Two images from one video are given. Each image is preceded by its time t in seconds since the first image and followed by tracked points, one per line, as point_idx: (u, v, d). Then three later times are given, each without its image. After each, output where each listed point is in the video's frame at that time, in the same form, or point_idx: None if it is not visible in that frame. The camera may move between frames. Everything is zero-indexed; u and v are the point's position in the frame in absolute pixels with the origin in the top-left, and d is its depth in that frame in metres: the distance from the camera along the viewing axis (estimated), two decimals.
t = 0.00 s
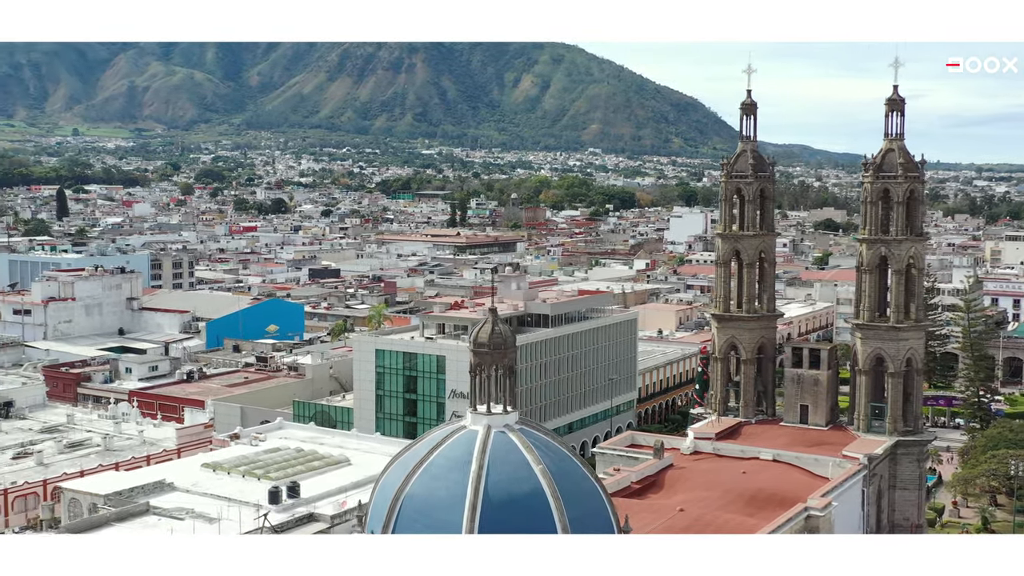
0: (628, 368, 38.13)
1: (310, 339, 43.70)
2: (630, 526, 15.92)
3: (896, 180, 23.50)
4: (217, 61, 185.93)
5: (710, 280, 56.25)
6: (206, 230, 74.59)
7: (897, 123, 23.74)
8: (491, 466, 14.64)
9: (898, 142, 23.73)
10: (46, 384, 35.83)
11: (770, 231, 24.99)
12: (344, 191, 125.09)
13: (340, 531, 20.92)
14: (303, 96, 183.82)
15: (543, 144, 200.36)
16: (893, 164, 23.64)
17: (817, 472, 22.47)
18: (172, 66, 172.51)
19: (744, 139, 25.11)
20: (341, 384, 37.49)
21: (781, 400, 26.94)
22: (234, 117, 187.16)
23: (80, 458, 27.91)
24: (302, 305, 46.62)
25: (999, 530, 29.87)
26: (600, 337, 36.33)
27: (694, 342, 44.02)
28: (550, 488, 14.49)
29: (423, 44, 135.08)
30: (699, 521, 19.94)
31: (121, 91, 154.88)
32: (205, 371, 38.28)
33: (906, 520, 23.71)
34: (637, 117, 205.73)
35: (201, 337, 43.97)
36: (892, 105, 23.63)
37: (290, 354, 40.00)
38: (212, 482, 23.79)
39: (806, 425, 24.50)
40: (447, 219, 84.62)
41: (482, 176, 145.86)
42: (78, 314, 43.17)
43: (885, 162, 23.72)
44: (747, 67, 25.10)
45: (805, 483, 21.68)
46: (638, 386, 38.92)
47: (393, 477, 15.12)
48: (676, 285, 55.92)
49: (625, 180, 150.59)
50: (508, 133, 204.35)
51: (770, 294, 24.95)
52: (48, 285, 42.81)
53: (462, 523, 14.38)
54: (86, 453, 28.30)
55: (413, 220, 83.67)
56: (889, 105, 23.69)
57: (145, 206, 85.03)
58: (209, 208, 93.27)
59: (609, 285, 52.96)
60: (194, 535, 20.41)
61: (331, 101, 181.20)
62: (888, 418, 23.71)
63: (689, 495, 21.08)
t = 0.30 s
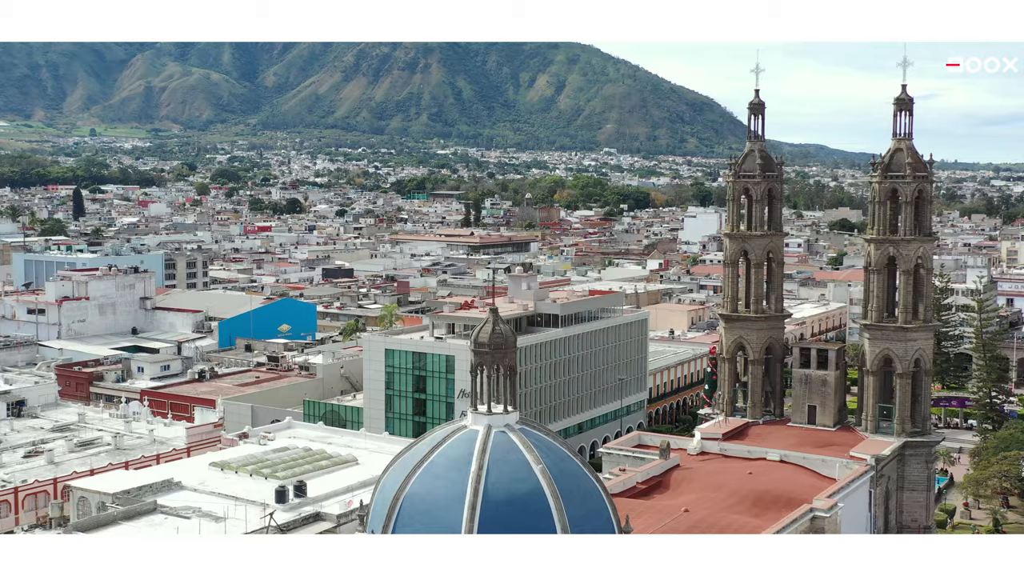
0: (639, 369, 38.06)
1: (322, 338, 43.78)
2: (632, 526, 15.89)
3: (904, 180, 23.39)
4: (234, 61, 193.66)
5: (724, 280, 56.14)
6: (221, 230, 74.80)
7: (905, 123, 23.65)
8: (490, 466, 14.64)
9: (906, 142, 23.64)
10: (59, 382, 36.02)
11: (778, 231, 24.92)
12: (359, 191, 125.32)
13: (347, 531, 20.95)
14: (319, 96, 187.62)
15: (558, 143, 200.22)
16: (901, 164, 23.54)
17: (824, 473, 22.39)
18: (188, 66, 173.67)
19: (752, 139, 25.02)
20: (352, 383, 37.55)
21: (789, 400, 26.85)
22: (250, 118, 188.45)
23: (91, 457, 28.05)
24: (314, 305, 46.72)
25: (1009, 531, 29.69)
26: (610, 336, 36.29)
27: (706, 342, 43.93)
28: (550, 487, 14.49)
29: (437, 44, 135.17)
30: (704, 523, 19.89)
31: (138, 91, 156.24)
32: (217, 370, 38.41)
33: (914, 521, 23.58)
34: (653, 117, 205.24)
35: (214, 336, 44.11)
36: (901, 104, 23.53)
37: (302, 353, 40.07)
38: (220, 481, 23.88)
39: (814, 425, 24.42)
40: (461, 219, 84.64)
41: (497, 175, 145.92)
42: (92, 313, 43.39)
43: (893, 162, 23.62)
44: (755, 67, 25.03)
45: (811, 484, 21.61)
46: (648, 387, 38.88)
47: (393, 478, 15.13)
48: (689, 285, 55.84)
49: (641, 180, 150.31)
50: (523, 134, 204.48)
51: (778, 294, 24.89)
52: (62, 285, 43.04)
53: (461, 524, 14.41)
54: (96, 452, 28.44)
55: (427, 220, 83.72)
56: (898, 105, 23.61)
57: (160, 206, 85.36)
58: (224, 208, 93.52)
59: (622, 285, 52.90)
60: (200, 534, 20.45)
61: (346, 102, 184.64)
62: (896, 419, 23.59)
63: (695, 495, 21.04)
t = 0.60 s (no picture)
0: (649, 369, 38.02)
1: (334, 338, 43.86)
2: (633, 526, 15.90)
3: (912, 179, 23.30)
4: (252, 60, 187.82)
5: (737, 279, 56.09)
6: (236, 230, 75.01)
7: (913, 123, 23.55)
8: (490, 465, 14.67)
9: (915, 142, 23.53)
10: (72, 382, 36.23)
11: (787, 230, 24.87)
12: (374, 191, 125.61)
13: (354, 529, 21.00)
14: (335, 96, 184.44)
15: (574, 143, 200.41)
16: (910, 164, 23.43)
17: (831, 474, 22.33)
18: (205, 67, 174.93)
19: (760, 138, 24.92)
20: (364, 383, 37.66)
21: (797, 401, 26.77)
22: (266, 119, 189.49)
23: (102, 455, 28.20)
24: (327, 304, 46.84)
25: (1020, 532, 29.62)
26: (620, 337, 36.25)
27: (718, 343, 43.84)
28: (550, 487, 14.51)
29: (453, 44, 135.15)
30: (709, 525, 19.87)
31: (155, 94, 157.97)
32: (229, 369, 38.58)
33: (922, 522, 23.51)
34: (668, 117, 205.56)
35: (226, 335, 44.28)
36: (910, 104, 23.44)
37: (314, 353, 40.17)
38: (228, 480, 23.98)
39: (821, 426, 24.36)
40: (475, 219, 84.73)
41: (512, 176, 145.93)
42: (106, 312, 43.63)
43: (901, 162, 23.52)
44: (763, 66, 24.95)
45: (818, 485, 21.54)
46: (659, 387, 38.83)
47: (394, 478, 15.14)
48: (702, 285, 55.77)
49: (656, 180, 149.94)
50: (539, 134, 204.46)
51: (786, 294, 24.83)
52: (76, 284, 43.25)
53: (460, 523, 14.42)
54: (107, 451, 28.60)
55: (442, 220, 83.79)
56: (907, 104, 23.53)
57: (176, 206, 85.68)
58: (239, 208, 93.80)
59: (635, 285, 52.87)
60: (206, 533, 20.55)
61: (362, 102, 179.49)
62: (905, 419, 23.48)
63: (701, 496, 21.00)
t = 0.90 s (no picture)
0: (661, 370, 37.95)
1: (346, 338, 43.97)
2: (634, 527, 15.89)
3: (921, 180, 23.20)
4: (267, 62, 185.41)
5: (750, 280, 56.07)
6: (252, 230, 75.36)
7: (923, 123, 23.44)
8: (490, 465, 14.69)
9: (924, 142, 23.41)
10: (86, 381, 36.44)
11: (795, 231, 24.81)
12: (390, 191, 126.29)
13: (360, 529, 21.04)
14: (351, 96, 188.36)
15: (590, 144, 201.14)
16: (918, 164, 23.35)
17: (838, 475, 22.26)
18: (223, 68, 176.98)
19: (768, 138, 24.85)
20: (375, 383, 37.76)
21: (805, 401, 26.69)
22: (283, 119, 190.50)
23: (112, 454, 28.35)
24: (340, 304, 46.96)
25: None
26: (631, 337, 36.20)
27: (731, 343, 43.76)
28: (549, 487, 14.52)
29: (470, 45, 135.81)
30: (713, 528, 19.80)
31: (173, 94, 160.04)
32: (241, 369, 38.71)
33: (931, 524, 23.39)
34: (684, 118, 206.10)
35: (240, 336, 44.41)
36: (919, 104, 23.34)
37: (326, 353, 40.30)
38: (236, 479, 24.07)
39: (829, 427, 24.28)
40: (490, 219, 85.00)
41: (527, 176, 146.40)
42: (120, 312, 43.85)
43: (910, 162, 23.42)
44: (772, 66, 24.86)
45: (824, 487, 21.48)
46: (671, 388, 38.78)
47: (395, 477, 15.14)
48: (716, 285, 55.74)
49: (671, 181, 150.21)
50: (555, 134, 205.23)
51: (794, 295, 24.75)
52: (90, 284, 43.47)
53: (460, 523, 14.42)
54: (118, 449, 28.74)
55: (457, 220, 84.10)
56: (916, 104, 23.42)
57: (193, 206, 86.21)
58: (256, 208, 94.39)
59: (649, 286, 52.86)
60: (211, 533, 20.62)
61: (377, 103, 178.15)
62: (913, 420, 23.38)
63: (707, 496, 20.95)
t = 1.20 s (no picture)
0: (672, 371, 37.87)
1: (358, 337, 44.03)
2: (636, 528, 15.90)
3: (930, 180, 23.12)
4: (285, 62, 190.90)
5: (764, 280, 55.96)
6: (268, 230, 75.52)
7: (932, 123, 23.32)
8: (490, 465, 14.69)
9: (933, 141, 23.29)
10: (99, 379, 36.60)
11: (804, 231, 24.73)
12: (407, 191, 126.46)
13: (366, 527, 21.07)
14: (368, 97, 188.58)
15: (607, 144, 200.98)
16: (927, 164, 23.23)
17: (846, 476, 22.16)
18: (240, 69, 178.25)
19: (777, 137, 24.73)
20: (387, 382, 37.84)
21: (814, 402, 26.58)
22: (301, 119, 191.46)
23: (123, 453, 28.48)
24: (353, 304, 47.06)
25: None
26: (642, 337, 36.14)
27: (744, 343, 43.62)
28: (549, 487, 14.53)
29: (486, 44, 135.95)
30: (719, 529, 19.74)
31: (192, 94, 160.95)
32: (253, 368, 38.84)
33: (941, 526, 23.23)
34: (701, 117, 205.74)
35: (253, 335, 44.58)
36: (928, 103, 23.22)
37: (338, 353, 40.39)
38: (244, 478, 24.16)
39: (838, 428, 24.19)
40: (506, 219, 85.02)
41: (544, 176, 146.61)
42: (134, 311, 44.06)
43: (919, 162, 23.31)
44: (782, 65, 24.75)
45: (832, 488, 21.37)
46: (682, 388, 38.70)
47: (396, 477, 15.17)
48: (730, 286, 55.59)
49: (688, 180, 150.04)
50: (572, 135, 205.42)
51: (803, 296, 24.69)
52: (105, 284, 43.66)
53: (459, 522, 14.41)
54: (129, 448, 28.85)
55: (472, 220, 84.16)
56: (925, 104, 23.32)
57: (210, 206, 86.46)
58: (272, 208, 94.70)
59: (663, 286, 52.78)
60: (217, 532, 20.71)
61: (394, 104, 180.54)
62: (922, 421, 23.27)
63: (713, 497, 20.88)
